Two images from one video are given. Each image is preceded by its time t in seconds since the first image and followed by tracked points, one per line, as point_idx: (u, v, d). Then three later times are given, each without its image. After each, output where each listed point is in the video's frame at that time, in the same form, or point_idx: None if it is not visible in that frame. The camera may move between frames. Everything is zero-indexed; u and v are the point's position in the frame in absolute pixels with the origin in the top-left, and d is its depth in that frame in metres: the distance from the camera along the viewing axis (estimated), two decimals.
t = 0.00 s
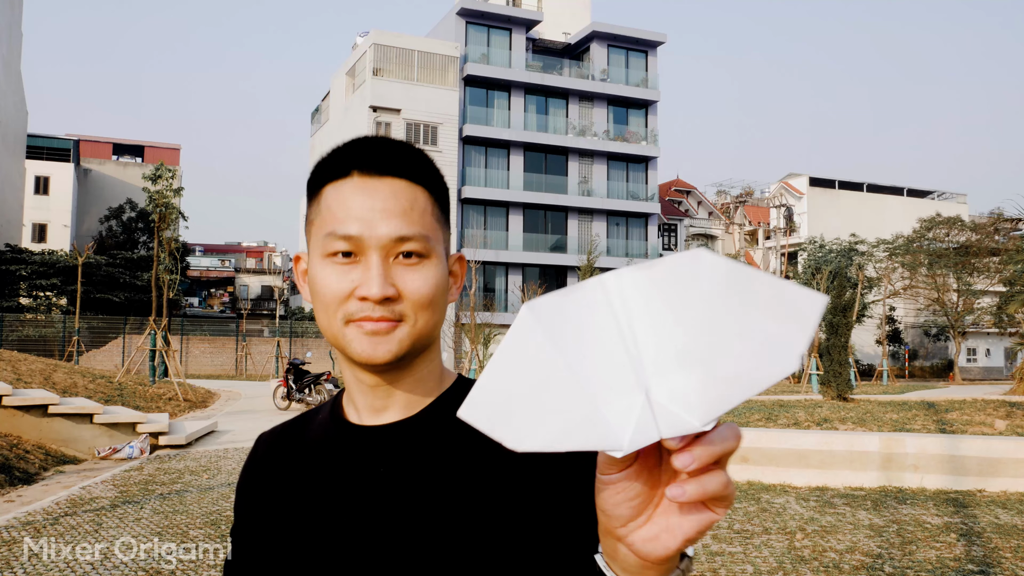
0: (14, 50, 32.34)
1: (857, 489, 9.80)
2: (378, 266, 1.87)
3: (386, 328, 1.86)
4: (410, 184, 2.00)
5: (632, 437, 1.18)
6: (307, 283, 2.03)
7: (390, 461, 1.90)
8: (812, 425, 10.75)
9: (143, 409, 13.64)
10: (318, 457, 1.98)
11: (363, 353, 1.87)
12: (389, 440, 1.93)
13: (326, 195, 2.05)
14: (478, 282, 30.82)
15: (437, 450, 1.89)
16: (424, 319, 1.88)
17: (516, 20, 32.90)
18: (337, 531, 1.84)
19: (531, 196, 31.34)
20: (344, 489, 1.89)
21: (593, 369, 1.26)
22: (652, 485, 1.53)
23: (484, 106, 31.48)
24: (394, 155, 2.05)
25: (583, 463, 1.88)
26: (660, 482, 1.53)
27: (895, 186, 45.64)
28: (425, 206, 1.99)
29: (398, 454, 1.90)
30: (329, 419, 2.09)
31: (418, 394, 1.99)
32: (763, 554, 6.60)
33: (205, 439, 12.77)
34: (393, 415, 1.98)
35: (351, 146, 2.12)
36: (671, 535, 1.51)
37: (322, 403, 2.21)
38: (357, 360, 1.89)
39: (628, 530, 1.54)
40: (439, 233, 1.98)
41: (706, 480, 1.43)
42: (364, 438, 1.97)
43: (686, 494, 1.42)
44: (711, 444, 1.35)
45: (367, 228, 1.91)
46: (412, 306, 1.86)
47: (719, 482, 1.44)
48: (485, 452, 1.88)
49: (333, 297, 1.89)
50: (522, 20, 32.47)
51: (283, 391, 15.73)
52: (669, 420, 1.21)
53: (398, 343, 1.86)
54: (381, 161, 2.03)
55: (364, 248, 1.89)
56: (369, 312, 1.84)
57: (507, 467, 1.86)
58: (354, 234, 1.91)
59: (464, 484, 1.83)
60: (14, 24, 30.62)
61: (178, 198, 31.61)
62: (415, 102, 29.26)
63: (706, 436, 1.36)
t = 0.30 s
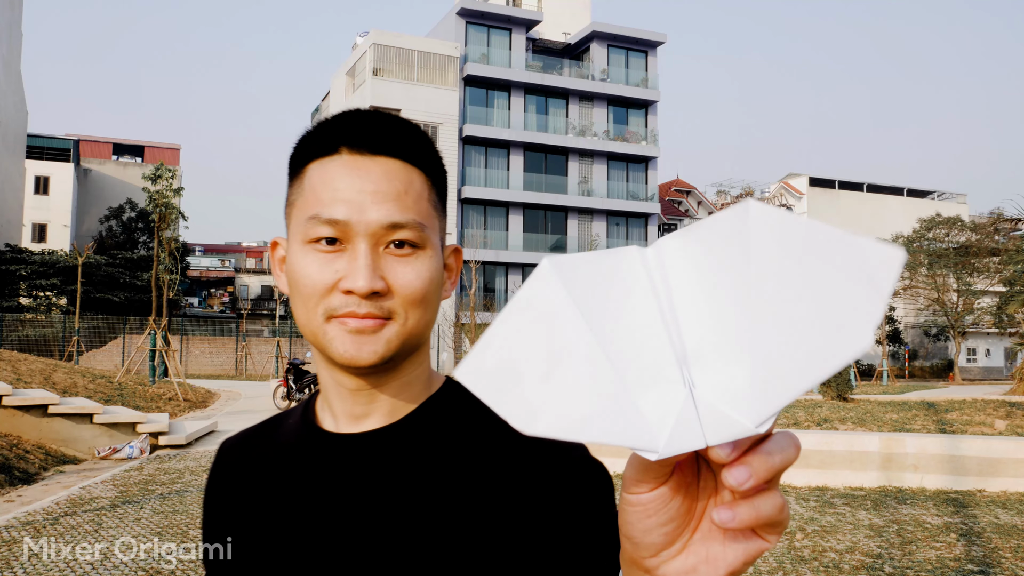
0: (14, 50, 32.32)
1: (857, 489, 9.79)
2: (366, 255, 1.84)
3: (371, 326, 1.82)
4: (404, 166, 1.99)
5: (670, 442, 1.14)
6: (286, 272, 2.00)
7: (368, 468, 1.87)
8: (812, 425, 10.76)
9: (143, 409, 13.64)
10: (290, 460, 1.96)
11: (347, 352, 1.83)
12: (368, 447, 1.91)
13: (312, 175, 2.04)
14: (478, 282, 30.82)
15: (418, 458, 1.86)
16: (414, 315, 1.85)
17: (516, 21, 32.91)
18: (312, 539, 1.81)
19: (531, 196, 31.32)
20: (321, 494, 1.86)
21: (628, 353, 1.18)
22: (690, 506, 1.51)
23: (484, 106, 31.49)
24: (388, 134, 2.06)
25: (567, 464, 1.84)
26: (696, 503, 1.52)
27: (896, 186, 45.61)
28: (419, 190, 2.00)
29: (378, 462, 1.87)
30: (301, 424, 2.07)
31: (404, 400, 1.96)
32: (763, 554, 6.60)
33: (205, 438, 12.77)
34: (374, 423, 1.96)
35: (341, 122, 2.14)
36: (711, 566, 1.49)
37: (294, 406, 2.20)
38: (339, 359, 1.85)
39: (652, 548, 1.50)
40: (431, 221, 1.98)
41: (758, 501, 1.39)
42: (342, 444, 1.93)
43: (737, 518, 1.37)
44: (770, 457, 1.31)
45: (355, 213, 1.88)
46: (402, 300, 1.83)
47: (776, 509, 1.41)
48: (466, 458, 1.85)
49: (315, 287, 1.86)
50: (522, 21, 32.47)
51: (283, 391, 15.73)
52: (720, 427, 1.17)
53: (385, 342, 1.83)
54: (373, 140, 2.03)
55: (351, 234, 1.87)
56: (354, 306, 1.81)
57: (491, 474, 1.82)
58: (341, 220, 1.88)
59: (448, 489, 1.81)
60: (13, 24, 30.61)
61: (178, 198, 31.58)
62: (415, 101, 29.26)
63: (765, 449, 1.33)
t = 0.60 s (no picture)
0: (14, 50, 32.32)
1: (856, 489, 9.79)
2: (351, 261, 1.87)
3: (355, 333, 1.84)
4: (390, 168, 2.00)
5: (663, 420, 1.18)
6: (265, 272, 2.00)
7: (341, 473, 1.85)
8: (812, 425, 10.78)
9: (143, 409, 13.66)
10: (255, 462, 1.94)
11: (329, 359, 1.85)
12: (344, 451, 1.89)
13: (294, 173, 2.03)
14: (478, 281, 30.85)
15: (395, 464, 1.85)
16: (399, 322, 1.87)
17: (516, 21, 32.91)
18: (279, 540, 1.79)
19: (531, 196, 31.31)
20: (291, 497, 1.84)
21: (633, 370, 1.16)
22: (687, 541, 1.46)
23: (484, 106, 31.48)
24: (372, 133, 2.06)
25: (535, 459, 1.84)
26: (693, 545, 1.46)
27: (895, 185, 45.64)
28: (405, 192, 2.00)
29: (351, 467, 1.86)
30: (271, 421, 2.04)
31: (382, 407, 1.95)
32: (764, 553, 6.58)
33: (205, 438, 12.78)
34: (350, 429, 1.94)
35: (324, 118, 2.13)
36: None
37: (263, 405, 2.16)
38: (321, 366, 1.86)
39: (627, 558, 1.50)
40: (416, 225, 1.99)
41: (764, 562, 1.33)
42: (314, 447, 1.91)
43: (714, 555, 1.29)
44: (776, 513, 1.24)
45: (340, 216, 1.90)
46: (387, 307, 1.86)
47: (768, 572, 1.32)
48: (443, 463, 1.84)
49: (297, 292, 1.87)
50: (522, 21, 32.46)
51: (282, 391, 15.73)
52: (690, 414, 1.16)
53: (369, 350, 1.85)
54: (359, 138, 2.03)
55: (335, 239, 1.88)
56: (338, 314, 1.83)
57: (464, 477, 1.81)
58: (325, 223, 1.89)
59: (422, 492, 1.80)
60: (14, 24, 30.62)
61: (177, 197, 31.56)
62: (415, 101, 29.27)
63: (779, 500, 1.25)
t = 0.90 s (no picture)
0: (14, 50, 32.30)
1: (856, 489, 9.79)
2: (348, 263, 1.88)
3: (352, 335, 1.85)
4: (387, 168, 2.00)
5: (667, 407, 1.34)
6: (261, 273, 2.01)
7: (337, 476, 1.86)
8: (812, 425, 10.79)
9: (143, 409, 13.66)
10: (251, 464, 1.94)
11: (326, 361, 1.86)
12: (341, 455, 1.90)
13: (289, 174, 2.03)
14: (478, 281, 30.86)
15: (391, 466, 1.86)
16: (396, 324, 1.88)
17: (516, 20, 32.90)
18: (275, 542, 1.79)
19: (531, 196, 31.30)
20: (288, 499, 1.84)
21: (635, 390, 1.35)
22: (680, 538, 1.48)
23: (484, 106, 31.48)
24: (368, 133, 2.06)
25: (530, 465, 1.84)
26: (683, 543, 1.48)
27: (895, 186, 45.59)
28: (402, 194, 2.00)
29: (348, 470, 1.86)
30: (265, 425, 2.04)
31: (379, 409, 1.96)
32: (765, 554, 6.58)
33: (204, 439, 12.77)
34: (347, 431, 1.94)
35: (321, 118, 2.12)
36: None
37: (258, 407, 2.16)
38: (318, 368, 1.87)
39: (621, 553, 1.52)
40: (414, 226, 2.00)
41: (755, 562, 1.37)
42: (310, 450, 1.92)
43: (703, 549, 1.35)
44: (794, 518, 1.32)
45: (337, 218, 1.90)
46: (383, 309, 1.87)
47: None
48: (439, 468, 1.85)
49: (294, 294, 1.88)
50: (522, 20, 32.44)
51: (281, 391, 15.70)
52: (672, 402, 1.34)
53: (366, 352, 1.86)
54: (356, 138, 2.02)
55: (333, 242, 1.89)
56: (334, 316, 1.84)
57: (461, 481, 1.82)
58: (321, 225, 1.90)
59: (418, 495, 1.80)
60: (14, 24, 30.59)
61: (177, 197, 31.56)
62: (415, 101, 29.27)
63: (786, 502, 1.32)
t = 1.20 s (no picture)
0: (14, 50, 32.28)
1: (856, 489, 9.78)
2: (346, 262, 1.87)
3: (349, 335, 1.84)
4: (387, 167, 2.00)
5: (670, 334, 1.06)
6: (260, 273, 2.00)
7: (338, 477, 1.86)
8: (812, 425, 10.80)
9: (143, 409, 13.67)
10: (249, 464, 1.95)
11: (324, 361, 1.85)
12: (340, 456, 1.90)
13: (289, 172, 2.03)
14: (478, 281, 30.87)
15: (391, 469, 1.86)
16: (394, 324, 1.88)
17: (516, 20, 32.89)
18: (276, 543, 1.79)
19: (531, 196, 31.28)
20: (288, 500, 1.85)
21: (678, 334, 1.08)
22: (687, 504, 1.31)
23: (484, 106, 31.47)
24: (369, 133, 2.06)
25: (531, 467, 1.83)
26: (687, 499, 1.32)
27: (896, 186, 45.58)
28: (401, 192, 2.01)
29: (348, 471, 1.87)
30: (263, 426, 2.04)
31: (378, 410, 1.96)
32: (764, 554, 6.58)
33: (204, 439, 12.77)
34: (346, 432, 1.95)
35: (320, 118, 2.13)
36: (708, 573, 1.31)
37: (256, 409, 2.17)
38: (315, 368, 1.86)
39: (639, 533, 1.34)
40: (413, 227, 2.00)
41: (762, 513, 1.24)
42: (309, 452, 1.92)
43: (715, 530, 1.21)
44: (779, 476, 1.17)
45: (336, 216, 1.89)
46: (381, 310, 1.86)
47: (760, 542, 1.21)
48: (439, 469, 1.85)
49: (290, 293, 1.86)
50: (522, 20, 32.42)
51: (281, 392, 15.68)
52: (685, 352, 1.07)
53: (363, 352, 1.86)
54: (355, 138, 2.03)
55: (330, 241, 1.88)
56: (332, 315, 1.83)
57: (461, 483, 1.83)
58: (319, 223, 1.89)
59: (419, 497, 1.81)
60: (14, 24, 30.55)
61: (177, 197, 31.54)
62: (415, 101, 29.26)
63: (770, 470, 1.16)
